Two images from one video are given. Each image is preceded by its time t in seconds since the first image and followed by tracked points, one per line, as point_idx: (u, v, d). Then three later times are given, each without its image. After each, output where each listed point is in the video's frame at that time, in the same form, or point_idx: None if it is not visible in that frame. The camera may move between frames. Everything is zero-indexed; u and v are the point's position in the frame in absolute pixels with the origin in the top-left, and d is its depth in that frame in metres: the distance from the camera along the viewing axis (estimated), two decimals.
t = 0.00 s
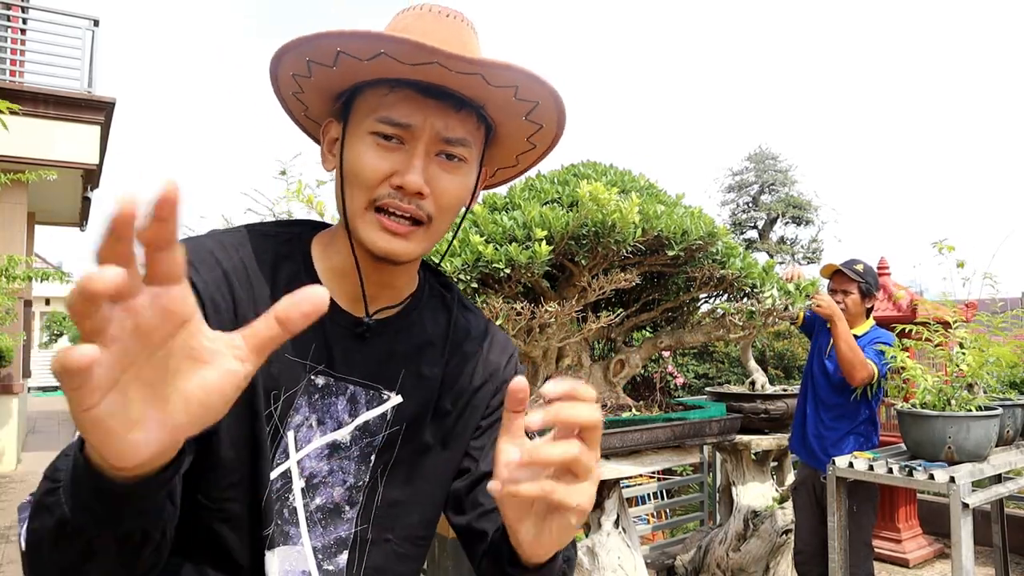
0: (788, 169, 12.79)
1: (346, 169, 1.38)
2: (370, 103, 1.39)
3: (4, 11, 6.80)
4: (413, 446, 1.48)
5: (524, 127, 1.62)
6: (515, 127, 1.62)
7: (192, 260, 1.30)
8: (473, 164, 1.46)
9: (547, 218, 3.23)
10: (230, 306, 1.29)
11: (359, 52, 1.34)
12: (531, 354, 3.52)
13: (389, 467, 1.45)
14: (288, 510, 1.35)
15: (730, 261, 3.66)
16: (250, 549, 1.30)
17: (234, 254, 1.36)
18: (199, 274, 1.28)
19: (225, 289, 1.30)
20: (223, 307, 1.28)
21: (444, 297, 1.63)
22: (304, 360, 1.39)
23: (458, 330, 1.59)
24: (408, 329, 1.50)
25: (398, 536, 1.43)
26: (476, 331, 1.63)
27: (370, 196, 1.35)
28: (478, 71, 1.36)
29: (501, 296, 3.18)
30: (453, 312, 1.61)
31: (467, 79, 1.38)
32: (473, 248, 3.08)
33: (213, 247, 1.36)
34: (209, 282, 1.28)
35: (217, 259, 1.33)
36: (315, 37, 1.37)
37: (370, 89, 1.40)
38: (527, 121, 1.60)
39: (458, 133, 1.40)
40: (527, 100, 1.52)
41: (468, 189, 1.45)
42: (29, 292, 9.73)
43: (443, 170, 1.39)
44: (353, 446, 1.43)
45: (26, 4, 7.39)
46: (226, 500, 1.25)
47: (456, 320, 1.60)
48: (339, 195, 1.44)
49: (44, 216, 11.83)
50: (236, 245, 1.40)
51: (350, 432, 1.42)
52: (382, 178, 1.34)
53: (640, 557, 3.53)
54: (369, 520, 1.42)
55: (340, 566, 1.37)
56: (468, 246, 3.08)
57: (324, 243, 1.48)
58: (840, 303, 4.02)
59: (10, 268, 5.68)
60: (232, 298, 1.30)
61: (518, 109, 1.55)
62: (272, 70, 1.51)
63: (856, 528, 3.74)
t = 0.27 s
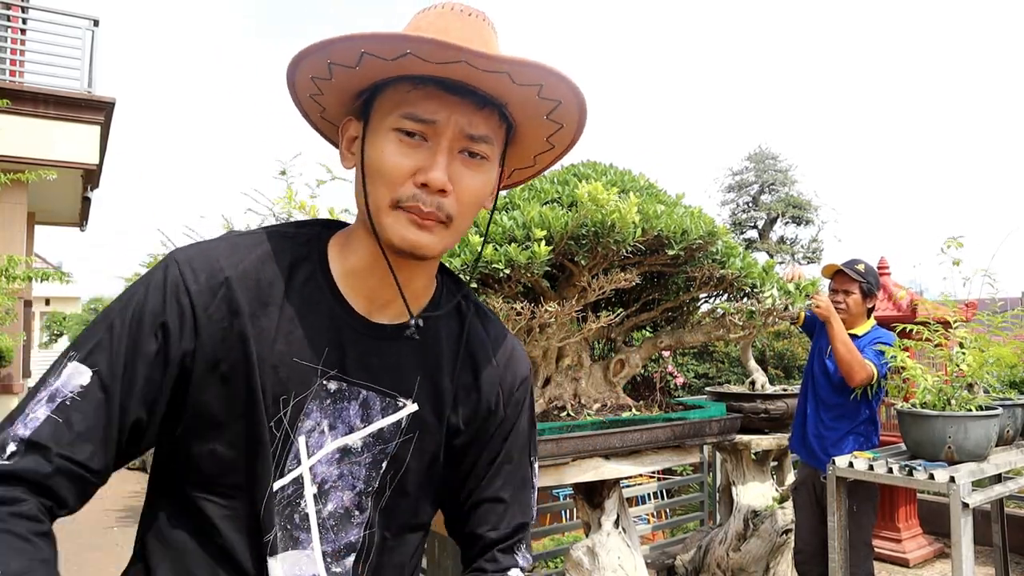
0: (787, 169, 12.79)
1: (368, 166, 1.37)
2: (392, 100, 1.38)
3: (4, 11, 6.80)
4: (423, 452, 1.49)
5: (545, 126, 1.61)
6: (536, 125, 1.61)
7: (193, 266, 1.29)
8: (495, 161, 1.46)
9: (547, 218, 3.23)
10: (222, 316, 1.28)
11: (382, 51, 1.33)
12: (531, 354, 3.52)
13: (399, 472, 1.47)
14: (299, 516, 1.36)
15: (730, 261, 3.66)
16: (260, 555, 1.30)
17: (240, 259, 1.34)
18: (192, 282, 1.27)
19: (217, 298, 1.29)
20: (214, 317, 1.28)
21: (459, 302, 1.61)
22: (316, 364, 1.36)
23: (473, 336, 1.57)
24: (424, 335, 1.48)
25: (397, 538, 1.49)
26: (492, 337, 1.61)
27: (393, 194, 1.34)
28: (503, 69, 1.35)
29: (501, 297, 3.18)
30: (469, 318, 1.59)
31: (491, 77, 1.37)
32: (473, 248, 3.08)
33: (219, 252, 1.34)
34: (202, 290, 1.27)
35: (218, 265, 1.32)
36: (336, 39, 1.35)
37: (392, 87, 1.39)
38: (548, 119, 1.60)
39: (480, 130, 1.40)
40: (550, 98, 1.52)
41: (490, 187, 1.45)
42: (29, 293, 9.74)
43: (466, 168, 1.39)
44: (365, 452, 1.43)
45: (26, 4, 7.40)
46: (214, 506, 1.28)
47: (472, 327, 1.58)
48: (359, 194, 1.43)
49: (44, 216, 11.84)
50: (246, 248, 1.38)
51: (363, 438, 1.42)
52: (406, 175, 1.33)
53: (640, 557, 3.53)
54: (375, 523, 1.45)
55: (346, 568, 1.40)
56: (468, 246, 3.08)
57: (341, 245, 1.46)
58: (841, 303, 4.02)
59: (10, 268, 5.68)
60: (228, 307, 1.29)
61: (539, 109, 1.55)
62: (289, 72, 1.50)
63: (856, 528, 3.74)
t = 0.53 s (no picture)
0: (787, 169, 12.79)
1: (366, 179, 1.37)
2: (391, 114, 1.37)
3: (5, 11, 6.79)
4: (424, 458, 1.48)
5: (552, 141, 1.59)
6: (542, 139, 1.59)
7: (184, 268, 1.29)
8: (495, 178, 1.45)
9: (547, 217, 3.23)
10: (213, 318, 1.28)
11: (381, 70, 1.31)
12: (531, 354, 3.52)
13: (400, 477, 1.46)
14: (301, 522, 1.36)
15: (730, 260, 3.65)
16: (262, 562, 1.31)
17: (235, 263, 1.34)
18: (182, 283, 1.27)
19: (206, 301, 1.28)
20: (203, 318, 1.27)
21: (460, 307, 1.60)
22: (315, 370, 1.36)
23: (473, 340, 1.56)
24: (424, 340, 1.48)
25: (400, 545, 1.49)
26: (495, 344, 1.60)
27: (389, 210, 1.34)
28: (504, 93, 1.33)
29: (501, 296, 3.18)
30: (472, 325, 1.58)
31: (492, 99, 1.35)
32: (473, 248, 3.08)
33: (214, 255, 1.34)
34: (192, 291, 1.27)
35: (212, 268, 1.31)
36: (335, 53, 1.34)
37: (391, 100, 1.37)
38: (555, 134, 1.57)
39: (481, 147, 1.39)
40: (556, 117, 1.49)
41: (489, 203, 1.44)
42: (29, 293, 9.74)
43: (464, 185, 1.38)
44: (366, 456, 1.43)
45: (25, 4, 7.39)
46: (208, 509, 1.27)
47: (475, 334, 1.57)
48: (357, 203, 1.43)
49: (44, 216, 11.86)
50: (241, 250, 1.37)
51: (363, 442, 1.42)
52: (402, 192, 1.33)
53: (640, 557, 3.53)
54: (376, 528, 1.46)
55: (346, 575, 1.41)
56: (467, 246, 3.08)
57: (338, 252, 1.46)
58: (841, 303, 4.02)
59: (10, 267, 5.68)
60: (219, 310, 1.28)
61: (545, 125, 1.52)
62: (290, 79, 1.48)
63: (856, 528, 3.74)
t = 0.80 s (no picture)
0: (787, 169, 12.79)
1: (353, 181, 1.37)
2: (372, 116, 1.36)
3: (5, 11, 6.79)
4: (421, 456, 1.48)
5: (538, 130, 1.57)
6: (528, 128, 1.57)
7: (178, 268, 1.29)
8: (483, 171, 1.44)
9: (547, 218, 3.23)
10: (209, 318, 1.28)
11: (357, 75, 1.31)
12: (531, 354, 3.53)
13: (397, 475, 1.46)
14: (302, 525, 1.35)
15: (730, 261, 3.66)
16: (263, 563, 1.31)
17: (229, 261, 1.34)
18: (178, 283, 1.28)
19: (202, 301, 1.28)
20: (199, 318, 1.28)
21: (455, 304, 1.60)
22: (310, 368, 1.36)
23: (468, 336, 1.56)
24: (419, 337, 1.47)
25: (403, 547, 1.48)
26: (489, 339, 1.60)
27: (376, 210, 1.34)
28: (482, 90, 1.32)
29: (501, 297, 3.18)
30: (466, 321, 1.58)
31: (471, 95, 1.34)
32: (473, 248, 3.08)
33: (208, 255, 1.34)
34: (187, 291, 1.28)
35: (205, 267, 1.31)
36: (311, 62, 1.34)
37: (372, 102, 1.37)
38: (541, 123, 1.55)
39: (466, 143, 1.38)
40: (540, 108, 1.47)
41: (478, 197, 1.44)
42: (29, 292, 9.74)
43: (452, 180, 1.38)
44: (363, 455, 1.43)
45: (25, 4, 7.39)
46: (206, 507, 1.28)
47: (469, 330, 1.57)
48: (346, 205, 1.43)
49: (44, 216, 11.86)
50: (235, 249, 1.37)
51: (360, 440, 1.42)
52: (389, 191, 1.33)
53: (640, 557, 3.53)
54: (378, 530, 1.45)
55: None
56: (468, 246, 3.08)
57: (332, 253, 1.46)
58: (840, 303, 4.02)
59: (10, 267, 5.68)
60: (214, 309, 1.29)
61: (529, 115, 1.50)
62: (275, 89, 1.49)
63: (856, 528, 3.74)
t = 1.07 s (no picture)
0: (787, 169, 12.79)
1: (348, 182, 1.37)
2: (370, 118, 1.36)
3: (5, 11, 6.78)
4: (415, 454, 1.49)
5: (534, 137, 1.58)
6: (524, 134, 1.57)
7: (175, 268, 1.29)
8: (478, 176, 1.45)
9: (547, 218, 3.23)
10: (207, 317, 1.28)
11: (359, 77, 1.31)
12: (532, 354, 3.53)
13: (390, 473, 1.47)
14: (297, 525, 1.35)
15: (730, 261, 3.66)
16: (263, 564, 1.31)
17: (224, 261, 1.34)
18: (177, 282, 1.27)
19: (202, 301, 1.28)
20: (200, 316, 1.28)
21: (446, 301, 1.61)
22: (304, 367, 1.36)
23: (459, 334, 1.57)
24: (410, 336, 1.49)
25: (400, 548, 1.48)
26: (479, 335, 1.60)
27: (371, 213, 1.33)
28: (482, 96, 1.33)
29: (501, 297, 3.18)
30: (457, 319, 1.58)
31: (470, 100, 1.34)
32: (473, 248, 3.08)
33: (203, 255, 1.34)
34: (186, 291, 1.27)
35: (200, 266, 1.31)
36: (312, 61, 1.33)
37: (370, 105, 1.37)
38: (538, 131, 1.56)
39: (462, 148, 1.38)
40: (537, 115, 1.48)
41: (472, 202, 1.44)
42: (30, 292, 9.74)
43: (447, 185, 1.38)
44: (356, 453, 1.43)
45: (26, 4, 7.38)
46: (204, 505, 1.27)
47: (460, 328, 1.58)
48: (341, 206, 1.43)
49: (44, 216, 11.85)
50: (229, 250, 1.38)
51: (352, 439, 1.42)
52: (384, 195, 1.33)
53: (640, 557, 3.53)
54: (373, 530, 1.45)
55: None
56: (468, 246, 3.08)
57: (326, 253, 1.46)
58: (839, 303, 4.02)
59: (10, 267, 5.68)
60: (211, 309, 1.29)
61: (526, 122, 1.51)
62: (271, 86, 1.48)
63: (856, 528, 3.74)
